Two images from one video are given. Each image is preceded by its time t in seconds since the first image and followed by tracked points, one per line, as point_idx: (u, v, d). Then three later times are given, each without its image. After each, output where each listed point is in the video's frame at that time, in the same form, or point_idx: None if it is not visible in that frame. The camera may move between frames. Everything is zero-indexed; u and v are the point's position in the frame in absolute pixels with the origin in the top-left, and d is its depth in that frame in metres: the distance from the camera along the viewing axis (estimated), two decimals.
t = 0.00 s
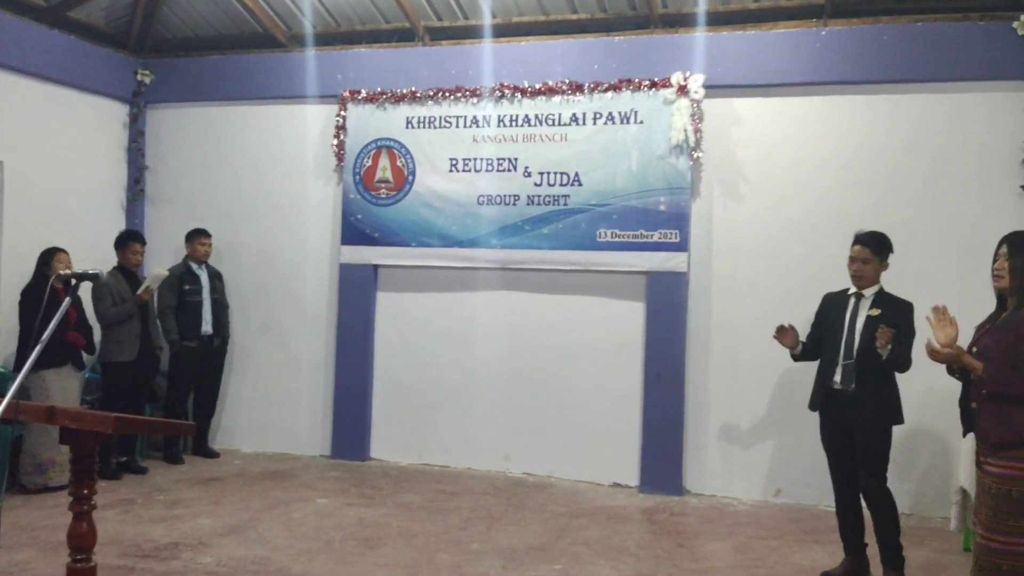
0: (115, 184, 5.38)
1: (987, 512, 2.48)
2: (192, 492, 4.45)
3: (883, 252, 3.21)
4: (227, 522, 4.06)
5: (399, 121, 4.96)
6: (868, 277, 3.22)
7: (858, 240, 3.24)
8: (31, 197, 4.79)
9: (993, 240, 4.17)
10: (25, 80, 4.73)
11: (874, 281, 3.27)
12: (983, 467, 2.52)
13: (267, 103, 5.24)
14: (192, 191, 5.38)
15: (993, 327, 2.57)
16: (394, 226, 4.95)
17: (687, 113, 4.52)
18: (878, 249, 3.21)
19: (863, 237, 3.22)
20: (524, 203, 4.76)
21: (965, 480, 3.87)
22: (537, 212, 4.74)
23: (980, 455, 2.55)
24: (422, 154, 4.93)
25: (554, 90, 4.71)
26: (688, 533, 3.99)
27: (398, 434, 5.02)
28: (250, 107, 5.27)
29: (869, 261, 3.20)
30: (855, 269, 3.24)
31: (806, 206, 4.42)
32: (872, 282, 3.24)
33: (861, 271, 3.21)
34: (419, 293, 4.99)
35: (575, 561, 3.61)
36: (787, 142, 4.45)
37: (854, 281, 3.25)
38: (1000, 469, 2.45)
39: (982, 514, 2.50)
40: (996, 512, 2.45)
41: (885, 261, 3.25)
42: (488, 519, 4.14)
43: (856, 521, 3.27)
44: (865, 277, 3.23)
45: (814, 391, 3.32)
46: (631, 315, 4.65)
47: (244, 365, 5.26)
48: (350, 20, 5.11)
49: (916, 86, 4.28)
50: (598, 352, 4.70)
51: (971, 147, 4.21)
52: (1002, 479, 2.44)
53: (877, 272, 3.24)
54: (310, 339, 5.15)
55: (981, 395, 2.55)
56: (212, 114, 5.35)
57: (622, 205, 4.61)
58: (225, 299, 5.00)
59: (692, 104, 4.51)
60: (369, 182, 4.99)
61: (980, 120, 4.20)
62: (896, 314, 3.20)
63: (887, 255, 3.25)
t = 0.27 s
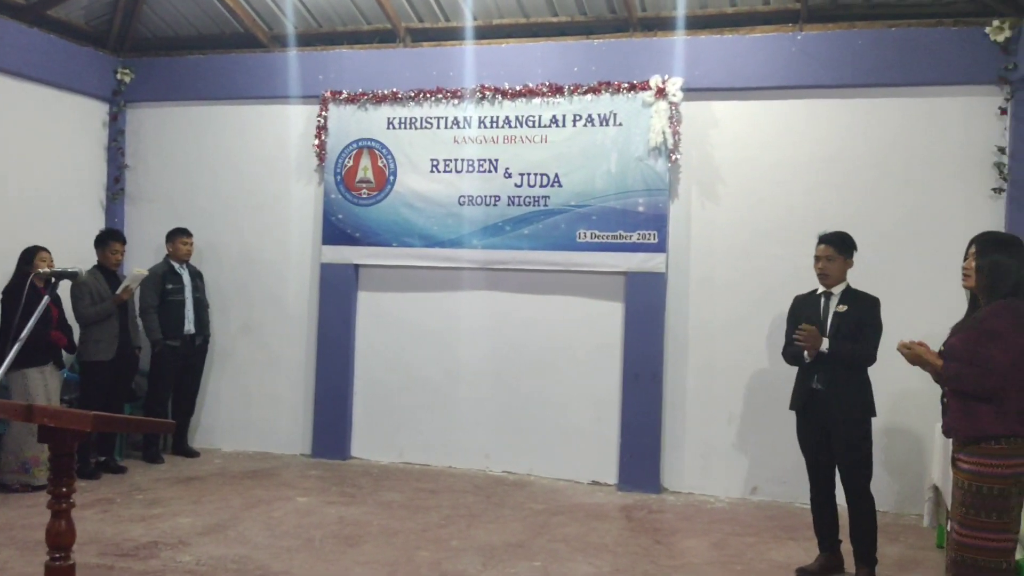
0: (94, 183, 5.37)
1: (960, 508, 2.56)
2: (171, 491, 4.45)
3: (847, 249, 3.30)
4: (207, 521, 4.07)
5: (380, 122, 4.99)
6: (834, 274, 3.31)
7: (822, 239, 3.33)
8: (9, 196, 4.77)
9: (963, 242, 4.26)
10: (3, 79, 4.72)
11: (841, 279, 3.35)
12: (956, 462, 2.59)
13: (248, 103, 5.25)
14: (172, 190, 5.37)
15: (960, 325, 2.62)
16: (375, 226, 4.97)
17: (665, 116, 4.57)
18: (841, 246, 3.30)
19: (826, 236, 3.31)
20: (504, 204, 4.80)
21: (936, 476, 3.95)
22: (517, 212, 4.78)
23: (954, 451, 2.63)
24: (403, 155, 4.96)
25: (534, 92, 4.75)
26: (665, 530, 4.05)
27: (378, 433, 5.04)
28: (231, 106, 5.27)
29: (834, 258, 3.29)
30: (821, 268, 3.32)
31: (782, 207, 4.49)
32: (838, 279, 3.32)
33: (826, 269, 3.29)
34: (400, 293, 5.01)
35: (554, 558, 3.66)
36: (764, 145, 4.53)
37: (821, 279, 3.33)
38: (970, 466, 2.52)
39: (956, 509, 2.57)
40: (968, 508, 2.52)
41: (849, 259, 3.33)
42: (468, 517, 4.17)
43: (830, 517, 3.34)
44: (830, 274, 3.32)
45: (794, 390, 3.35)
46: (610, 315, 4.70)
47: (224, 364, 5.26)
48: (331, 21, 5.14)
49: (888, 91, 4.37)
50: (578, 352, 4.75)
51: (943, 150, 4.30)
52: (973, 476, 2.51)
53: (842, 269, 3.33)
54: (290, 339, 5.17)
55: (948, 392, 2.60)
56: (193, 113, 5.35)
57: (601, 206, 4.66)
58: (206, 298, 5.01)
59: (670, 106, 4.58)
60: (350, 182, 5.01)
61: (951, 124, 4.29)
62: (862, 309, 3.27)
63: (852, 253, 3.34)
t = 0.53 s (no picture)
0: (80, 182, 5.35)
1: (948, 508, 2.57)
2: (157, 491, 4.43)
3: (826, 247, 3.33)
4: (193, 520, 4.05)
5: (368, 121, 4.98)
6: (814, 273, 3.33)
7: (802, 239, 3.36)
8: None
9: (948, 242, 4.29)
10: None
11: (823, 279, 3.37)
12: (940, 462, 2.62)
13: (235, 102, 5.24)
14: (158, 188, 5.35)
15: (944, 325, 2.66)
16: (363, 225, 4.97)
17: (653, 116, 4.59)
18: (820, 245, 3.33)
19: (804, 236, 3.35)
20: (492, 204, 4.80)
21: (919, 474, 3.98)
22: (505, 212, 4.78)
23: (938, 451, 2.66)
24: (391, 154, 4.96)
25: (523, 92, 4.76)
26: (652, 529, 4.06)
27: (366, 433, 5.04)
28: (219, 105, 5.26)
29: (813, 257, 3.32)
30: (802, 268, 3.35)
31: (769, 208, 4.51)
32: (819, 278, 3.35)
33: (806, 268, 3.32)
34: (388, 292, 5.01)
35: (541, 557, 3.67)
36: (751, 145, 4.55)
37: (801, 279, 3.36)
38: (954, 465, 2.54)
39: (944, 510, 2.59)
40: (956, 508, 2.54)
41: (829, 258, 3.36)
42: (455, 516, 4.18)
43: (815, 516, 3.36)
44: (811, 274, 3.34)
45: (788, 392, 3.35)
46: (598, 314, 4.72)
47: (210, 364, 5.25)
48: (319, 20, 5.13)
49: (874, 92, 4.40)
50: (565, 351, 4.76)
51: (927, 152, 4.33)
52: (957, 475, 2.53)
53: (823, 268, 3.35)
54: (277, 339, 5.16)
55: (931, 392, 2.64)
56: (180, 112, 5.33)
57: (589, 206, 4.67)
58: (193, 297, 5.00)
59: (658, 107, 4.59)
60: (338, 180, 5.00)
61: (936, 125, 4.32)
62: (849, 309, 3.29)
63: (831, 252, 3.37)
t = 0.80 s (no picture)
0: (69, 180, 5.32)
1: (933, 506, 2.59)
2: (146, 491, 4.42)
3: (812, 249, 3.32)
4: (182, 520, 4.04)
5: (359, 119, 4.98)
6: (801, 275, 3.34)
7: (790, 241, 3.37)
8: None
9: (936, 242, 4.31)
10: None
11: (812, 279, 3.37)
12: (924, 460, 2.65)
13: (225, 100, 5.22)
14: (147, 187, 5.33)
15: (932, 324, 2.65)
16: (353, 224, 4.96)
17: (643, 116, 4.59)
18: (807, 246, 3.33)
19: (792, 238, 3.35)
20: (483, 203, 4.80)
21: (906, 473, 4.00)
22: (496, 211, 4.78)
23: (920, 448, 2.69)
24: (381, 153, 4.95)
25: (513, 91, 4.76)
26: (641, 527, 4.07)
27: (356, 432, 5.04)
28: (208, 103, 5.24)
29: (800, 259, 3.33)
30: (790, 269, 3.36)
31: (759, 208, 4.53)
32: (809, 279, 3.35)
33: (794, 270, 3.33)
34: (378, 291, 5.01)
35: (531, 556, 3.67)
36: (741, 145, 4.56)
37: (791, 280, 3.37)
38: (940, 463, 2.57)
39: (928, 508, 2.61)
40: (942, 506, 2.56)
41: (817, 258, 3.35)
42: (446, 515, 4.18)
43: (804, 514, 3.37)
44: (799, 275, 3.35)
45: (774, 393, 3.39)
46: (588, 313, 4.72)
47: (200, 363, 5.23)
48: (309, 18, 5.12)
49: (863, 92, 4.42)
50: (555, 350, 4.76)
51: (916, 152, 4.35)
52: (944, 473, 2.56)
53: (811, 268, 3.36)
54: (267, 337, 5.15)
55: (920, 390, 2.64)
56: (169, 110, 5.31)
57: (580, 205, 4.68)
58: (180, 296, 4.99)
59: (648, 106, 4.60)
60: (328, 179, 5.00)
61: (925, 126, 4.34)
62: (839, 309, 3.29)
63: (820, 252, 3.37)
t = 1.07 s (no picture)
0: (58, 177, 5.30)
1: (908, 498, 2.62)
2: (136, 489, 4.40)
3: (805, 247, 3.32)
4: (172, 518, 4.02)
5: (350, 117, 4.97)
6: (795, 273, 3.34)
7: (785, 239, 3.37)
8: None
9: (927, 241, 4.33)
10: None
11: (807, 277, 3.36)
12: (911, 458, 2.63)
13: (216, 98, 5.20)
14: (138, 184, 5.31)
15: (926, 327, 2.66)
16: (345, 222, 4.95)
17: (635, 114, 4.59)
18: (802, 244, 3.33)
19: (787, 236, 3.35)
20: (475, 201, 4.80)
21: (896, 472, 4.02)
22: (488, 210, 4.78)
23: (909, 447, 2.67)
24: (373, 151, 4.94)
25: (505, 90, 4.76)
26: (633, 526, 4.07)
27: (347, 431, 5.03)
28: (199, 100, 5.23)
29: (795, 256, 3.32)
30: (785, 267, 3.36)
31: (751, 207, 4.53)
32: (803, 278, 3.36)
33: (788, 268, 3.33)
34: (370, 290, 5.00)
35: (522, 554, 3.67)
36: (732, 144, 4.56)
37: (786, 278, 3.38)
38: (927, 461, 2.56)
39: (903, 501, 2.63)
40: (917, 500, 2.58)
41: (812, 256, 3.34)
42: (437, 514, 4.17)
43: (795, 512, 3.38)
44: (794, 273, 3.35)
45: (772, 391, 3.38)
46: (580, 312, 4.72)
47: (190, 362, 5.22)
48: (301, 16, 5.11)
49: (854, 91, 4.43)
50: (547, 349, 4.76)
51: (907, 151, 4.36)
52: (929, 470, 2.55)
53: (806, 266, 3.36)
54: (258, 336, 5.14)
55: (915, 392, 2.62)
56: (160, 108, 5.29)
57: (571, 204, 4.68)
58: (169, 294, 4.98)
59: (640, 105, 4.60)
60: (320, 177, 4.99)
61: (916, 125, 4.36)
62: (830, 305, 3.30)
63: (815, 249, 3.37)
